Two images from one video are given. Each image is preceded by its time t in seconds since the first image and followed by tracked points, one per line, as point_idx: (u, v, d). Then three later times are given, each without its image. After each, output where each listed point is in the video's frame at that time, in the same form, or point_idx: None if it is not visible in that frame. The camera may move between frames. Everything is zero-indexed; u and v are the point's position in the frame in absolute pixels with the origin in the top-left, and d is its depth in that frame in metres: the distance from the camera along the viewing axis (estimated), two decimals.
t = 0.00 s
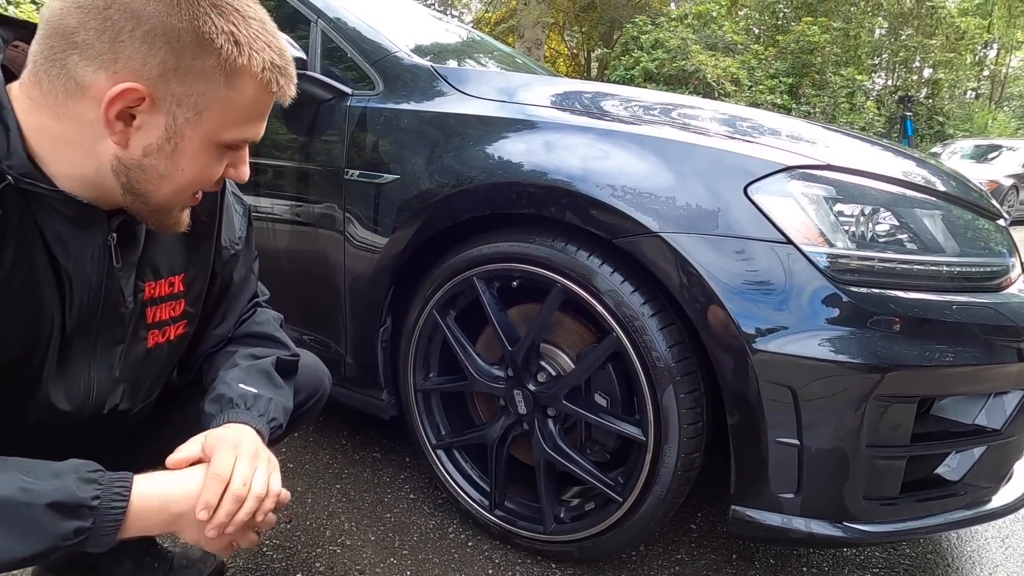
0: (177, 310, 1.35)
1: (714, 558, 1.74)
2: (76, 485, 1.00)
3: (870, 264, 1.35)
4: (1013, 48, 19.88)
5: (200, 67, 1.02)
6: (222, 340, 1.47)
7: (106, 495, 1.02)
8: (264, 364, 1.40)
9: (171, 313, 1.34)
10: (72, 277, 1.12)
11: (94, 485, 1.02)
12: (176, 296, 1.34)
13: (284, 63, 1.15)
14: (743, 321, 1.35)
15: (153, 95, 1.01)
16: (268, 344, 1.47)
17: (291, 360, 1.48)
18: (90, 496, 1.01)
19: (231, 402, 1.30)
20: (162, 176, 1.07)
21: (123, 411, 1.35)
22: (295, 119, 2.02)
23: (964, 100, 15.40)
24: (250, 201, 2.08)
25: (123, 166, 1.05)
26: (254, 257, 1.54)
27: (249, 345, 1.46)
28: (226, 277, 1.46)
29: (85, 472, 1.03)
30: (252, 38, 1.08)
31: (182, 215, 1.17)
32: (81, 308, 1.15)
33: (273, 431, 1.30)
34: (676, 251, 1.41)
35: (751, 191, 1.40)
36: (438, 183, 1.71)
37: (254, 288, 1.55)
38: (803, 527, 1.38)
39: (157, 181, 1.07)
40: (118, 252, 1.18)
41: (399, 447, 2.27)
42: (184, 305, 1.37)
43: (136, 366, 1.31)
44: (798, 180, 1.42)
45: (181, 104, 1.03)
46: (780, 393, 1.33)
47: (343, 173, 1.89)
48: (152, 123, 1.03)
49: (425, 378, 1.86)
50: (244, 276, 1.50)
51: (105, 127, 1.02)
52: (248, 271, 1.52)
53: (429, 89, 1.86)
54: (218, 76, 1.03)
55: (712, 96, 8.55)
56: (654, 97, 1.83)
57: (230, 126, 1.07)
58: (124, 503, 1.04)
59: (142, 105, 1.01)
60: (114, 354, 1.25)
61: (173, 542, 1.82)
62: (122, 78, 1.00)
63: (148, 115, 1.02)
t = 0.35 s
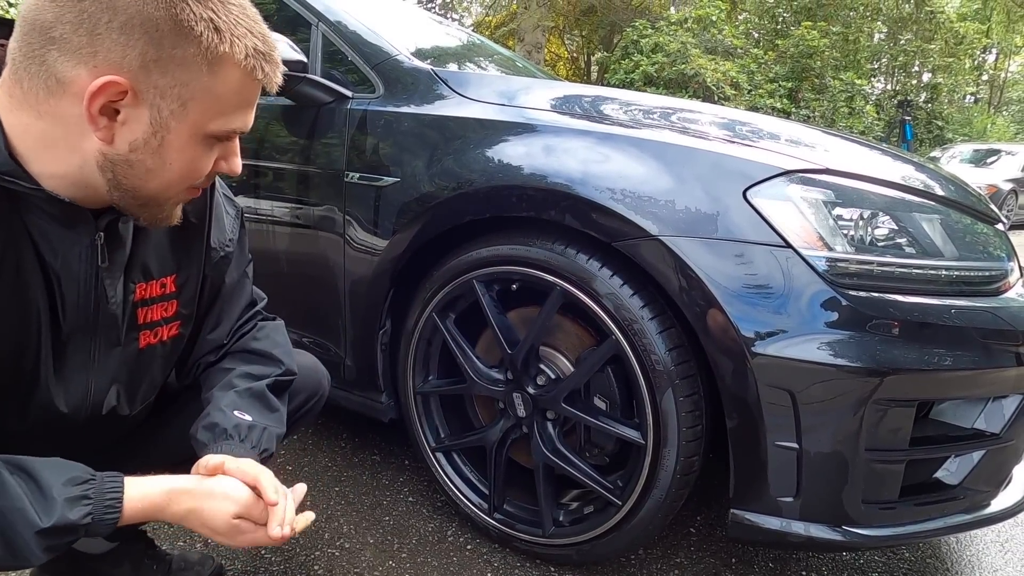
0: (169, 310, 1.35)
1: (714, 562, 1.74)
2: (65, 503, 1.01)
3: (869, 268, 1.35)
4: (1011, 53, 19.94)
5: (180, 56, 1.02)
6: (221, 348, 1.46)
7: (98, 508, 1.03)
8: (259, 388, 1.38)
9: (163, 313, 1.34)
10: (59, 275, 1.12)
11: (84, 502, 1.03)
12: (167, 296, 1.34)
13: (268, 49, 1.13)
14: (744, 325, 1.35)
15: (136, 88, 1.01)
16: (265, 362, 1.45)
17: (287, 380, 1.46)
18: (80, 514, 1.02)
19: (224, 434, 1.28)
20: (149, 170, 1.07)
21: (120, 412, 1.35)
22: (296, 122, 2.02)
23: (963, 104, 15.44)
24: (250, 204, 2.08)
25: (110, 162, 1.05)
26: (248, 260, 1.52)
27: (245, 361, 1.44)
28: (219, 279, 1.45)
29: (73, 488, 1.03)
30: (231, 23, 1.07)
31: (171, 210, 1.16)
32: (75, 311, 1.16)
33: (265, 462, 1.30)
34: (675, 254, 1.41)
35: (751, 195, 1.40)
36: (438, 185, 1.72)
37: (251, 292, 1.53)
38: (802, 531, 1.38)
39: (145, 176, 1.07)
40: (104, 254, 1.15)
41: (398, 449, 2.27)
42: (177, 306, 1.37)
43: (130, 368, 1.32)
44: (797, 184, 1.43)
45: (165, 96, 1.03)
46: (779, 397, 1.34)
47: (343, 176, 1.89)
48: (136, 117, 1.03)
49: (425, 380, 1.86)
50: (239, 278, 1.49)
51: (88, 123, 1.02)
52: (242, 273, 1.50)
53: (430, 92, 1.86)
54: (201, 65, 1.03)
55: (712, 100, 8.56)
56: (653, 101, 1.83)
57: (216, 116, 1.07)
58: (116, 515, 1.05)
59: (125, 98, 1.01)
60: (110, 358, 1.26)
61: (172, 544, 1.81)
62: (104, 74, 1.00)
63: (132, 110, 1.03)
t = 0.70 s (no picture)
0: (175, 310, 1.36)
1: (714, 564, 1.74)
2: (66, 510, 1.01)
3: (870, 271, 1.35)
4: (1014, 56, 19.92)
5: (191, 56, 1.03)
6: (228, 348, 1.48)
7: (98, 516, 1.04)
8: (268, 391, 1.39)
9: (169, 313, 1.35)
10: (67, 272, 1.13)
11: (85, 509, 1.03)
12: (174, 296, 1.35)
13: (275, 49, 1.14)
14: (744, 327, 1.35)
15: (147, 86, 1.02)
16: (273, 364, 1.46)
17: (295, 383, 1.47)
18: (80, 521, 1.02)
19: (236, 437, 1.28)
20: (159, 168, 1.08)
21: (124, 411, 1.35)
22: (298, 122, 2.03)
23: (966, 107, 15.42)
24: (252, 204, 2.09)
25: (121, 160, 1.06)
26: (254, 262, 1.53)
27: (253, 363, 1.45)
28: (225, 281, 1.46)
29: (75, 495, 1.04)
30: (239, 23, 1.08)
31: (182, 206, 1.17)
32: (82, 310, 1.17)
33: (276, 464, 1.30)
34: (676, 256, 1.41)
35: (751, 198, 1.41)
36: (439, 186, 1.72)
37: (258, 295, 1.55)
38: (802, 533, 1.38)
39: (155, 174, 1.08)
40: (112, 251, 1.17)
41: (398, 450, 2.27)
42: (183, 306, 1.37)
43: (136, 367, 1.32)
44: (797, 187, 1.43)
45: (175, 94, 1.03)
46: (779, 399, 1.34)
47: (345, 177, 1.90)
48: (147, 115, 1.04)
49: (426, 381, 1.86)
50: (244, 281, 1.50)
51: (100, 122, 1.03)
52: (248, 274, 1.51)
53: (432, 93, 1.87)
54: (210, 63, 1.04)
55: (714, 102, 8.56)
56: (655, 103, 1.83)
57: (224, 114, 1.07)
58: (115, 524, 1.05)
59: (136, 97, 1.02)
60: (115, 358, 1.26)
61: (172, 543, 1.82)
62: (115, 74, 1.00)
63: (143, 108, 1.03)
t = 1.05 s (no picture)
0: (181, 311, 1.37)
1: (713, 566, 1.75)
2: (76, 506, 1.02)
3: (869, 275, 1.36)
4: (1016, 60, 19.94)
5: (211, 81, 1.04)
6: (235, 349, 1.49)
7: (108, 511, 1.04)
8: (281, 387, 1.41)
9: (175, 314, 1.36)
10: (73, 272, 1.13)
11: (95, 505, 1.04)
12: (180, 297, 1.35)
13: (294, 80, 1.16)
14: (744, 330, 1.36)
15: (164, 103, 1.03)
16: (283, 364, 1.48)
17: (305, 380, 1.48)
18: (90, 516, 1.03)
19: (254, 433, 1.30)
20: (165, 180, 1.08)
21: (130, 410, 1.36)
22: (301, 124, 2.04)
23: (967, 111, 15.42)
24: (255, 204, 2.10)
25: (128, 169, 1.07)
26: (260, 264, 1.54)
27: (262, 364, 1.47)
28: (231, 283, 1.47)
29: (85, 491, 1.04)
30: (265, 55, 1.10)
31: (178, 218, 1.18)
32: (88, 309, 1.17)
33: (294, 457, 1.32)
34: (676, 259, 1.42)
35: (752, 202, 1.42)
36: (441, 188, 1.73)
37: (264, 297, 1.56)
38: (801, 535, 1.39)
39: (160, 186, 1.09)
40: (118, 251, 1.17)
41: (399, 450, 2.28)
42: (189, 307, 1.38)
43: (142, 367, 1.33)
44: (798, 191, 1.44)
45: (191, 114, 1.04)
46: (779, 402, 1.34)
47: (347, 178, 1.91)
48: (160, 130, 1.05)
49: (427, 382, 1.87)
50: (250, 282, 1.51)
51: (113, 131, 1.04)
52: (254, 275, 1.52)
53: (434, 96, 1.88)
54: (228, 90, 1.05)
55: (715, 104, 8.56)
56: (657, 107, 1.84)
57: (236, 138, 1.09)
58: (124, 519, 1.06)
59: (152, 112, 1.03)
60: (121, 358, 1.27)
61: (173, 543, 1.82)
62: (135, 88, 1.02)
63: (157, 123, 1.04)
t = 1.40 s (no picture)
0: (178, 310, 1.37)
1: (710, 566, 1.75)
2: (71, 499, 1.02)
3: (867, 276, 1.36)
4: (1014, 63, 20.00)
5: (225, 104, 1.05)
6: (231, 348, 1.49)
7: (104, 505, 1.05)
8: (277, 387, 1.42)
9: (173, 313, 1.36)
10: (70, 273, 1.13)
11: (91, 498, 1.04)
12: (177, 296, 1.36)
13: (305, 106, 1.17)
14: (742, 331, 1.36)
15: (177, 121, 1.03)
16: (279, 362, 1.48)
17: (300, 379, 1.49)
18: (86, 510, 1.03)
19: (249, 433, 1.31)
20: (169, 191, 1.10)
21: (125, 410, 1.36)
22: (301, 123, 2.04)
23: (966, 113, 15.45)
24: (255, 203, 2.10)
25: (133, 179, 1.07)
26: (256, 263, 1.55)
27: (259, 362, 1.48)
28: (228, 282, 1.47)
29: (80, 486, 1.05)
30: (279, 82, 1.11)
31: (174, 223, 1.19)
32: (85, 305, 1.17)
33: (289, 457, 1.33)
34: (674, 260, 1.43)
35: (750, 203, 1.42)
36: (441, 188, 1.73)
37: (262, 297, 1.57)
38: (797, 536, 1.39)
39: (163, 196, 1.10)
40: (115, 252, 1.17)
41: (397, 449, 2.28)
42: (186, 306, 1.39)
43: (139, 365, 1.34)
44: (796, 192, 1.44)
45: (202, 133, 1.05)
46: (776, 402, 1.35)
47: (347, 178, 1.91)
48: (168, 145, 1.05)
49: (425, 381, 1.87)
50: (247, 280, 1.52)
51: (122, 143, 1.04)
52: (251, 274, 1.53)
53: (434, 96, 1.88)
54: (241, 114, 1.06)
55: (715, 104, 8.57)
56: (656, 108, 1.85)
57: (242, 157, 1.10)
58: (120, 513, 1.06)
59: (164, 128, 1.03)
60: (117, 357, 1.27)
61: (172, 540, 1.83)
62: (149, 105, 1.02)
63: (167, 139, 1.05)
